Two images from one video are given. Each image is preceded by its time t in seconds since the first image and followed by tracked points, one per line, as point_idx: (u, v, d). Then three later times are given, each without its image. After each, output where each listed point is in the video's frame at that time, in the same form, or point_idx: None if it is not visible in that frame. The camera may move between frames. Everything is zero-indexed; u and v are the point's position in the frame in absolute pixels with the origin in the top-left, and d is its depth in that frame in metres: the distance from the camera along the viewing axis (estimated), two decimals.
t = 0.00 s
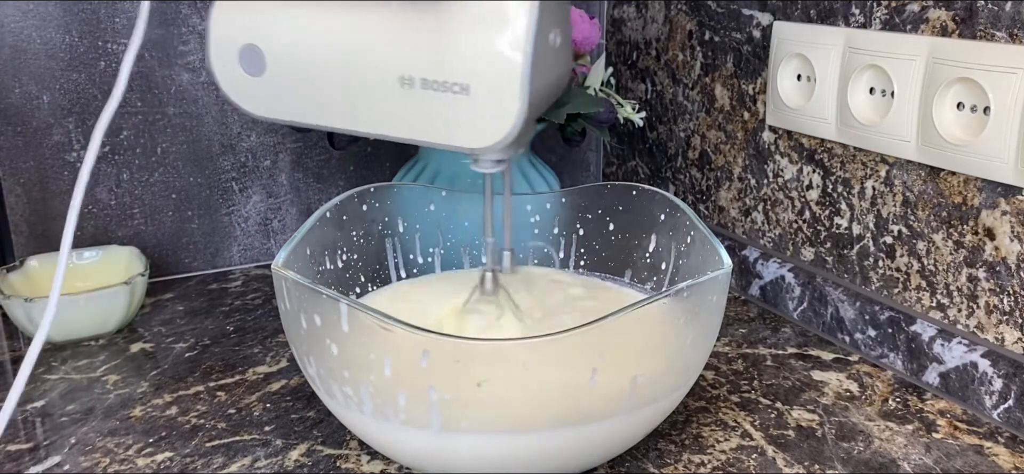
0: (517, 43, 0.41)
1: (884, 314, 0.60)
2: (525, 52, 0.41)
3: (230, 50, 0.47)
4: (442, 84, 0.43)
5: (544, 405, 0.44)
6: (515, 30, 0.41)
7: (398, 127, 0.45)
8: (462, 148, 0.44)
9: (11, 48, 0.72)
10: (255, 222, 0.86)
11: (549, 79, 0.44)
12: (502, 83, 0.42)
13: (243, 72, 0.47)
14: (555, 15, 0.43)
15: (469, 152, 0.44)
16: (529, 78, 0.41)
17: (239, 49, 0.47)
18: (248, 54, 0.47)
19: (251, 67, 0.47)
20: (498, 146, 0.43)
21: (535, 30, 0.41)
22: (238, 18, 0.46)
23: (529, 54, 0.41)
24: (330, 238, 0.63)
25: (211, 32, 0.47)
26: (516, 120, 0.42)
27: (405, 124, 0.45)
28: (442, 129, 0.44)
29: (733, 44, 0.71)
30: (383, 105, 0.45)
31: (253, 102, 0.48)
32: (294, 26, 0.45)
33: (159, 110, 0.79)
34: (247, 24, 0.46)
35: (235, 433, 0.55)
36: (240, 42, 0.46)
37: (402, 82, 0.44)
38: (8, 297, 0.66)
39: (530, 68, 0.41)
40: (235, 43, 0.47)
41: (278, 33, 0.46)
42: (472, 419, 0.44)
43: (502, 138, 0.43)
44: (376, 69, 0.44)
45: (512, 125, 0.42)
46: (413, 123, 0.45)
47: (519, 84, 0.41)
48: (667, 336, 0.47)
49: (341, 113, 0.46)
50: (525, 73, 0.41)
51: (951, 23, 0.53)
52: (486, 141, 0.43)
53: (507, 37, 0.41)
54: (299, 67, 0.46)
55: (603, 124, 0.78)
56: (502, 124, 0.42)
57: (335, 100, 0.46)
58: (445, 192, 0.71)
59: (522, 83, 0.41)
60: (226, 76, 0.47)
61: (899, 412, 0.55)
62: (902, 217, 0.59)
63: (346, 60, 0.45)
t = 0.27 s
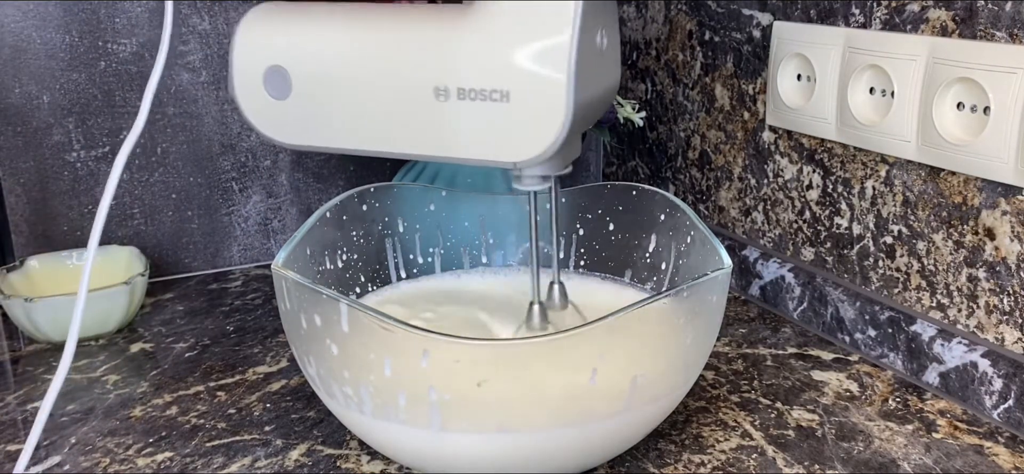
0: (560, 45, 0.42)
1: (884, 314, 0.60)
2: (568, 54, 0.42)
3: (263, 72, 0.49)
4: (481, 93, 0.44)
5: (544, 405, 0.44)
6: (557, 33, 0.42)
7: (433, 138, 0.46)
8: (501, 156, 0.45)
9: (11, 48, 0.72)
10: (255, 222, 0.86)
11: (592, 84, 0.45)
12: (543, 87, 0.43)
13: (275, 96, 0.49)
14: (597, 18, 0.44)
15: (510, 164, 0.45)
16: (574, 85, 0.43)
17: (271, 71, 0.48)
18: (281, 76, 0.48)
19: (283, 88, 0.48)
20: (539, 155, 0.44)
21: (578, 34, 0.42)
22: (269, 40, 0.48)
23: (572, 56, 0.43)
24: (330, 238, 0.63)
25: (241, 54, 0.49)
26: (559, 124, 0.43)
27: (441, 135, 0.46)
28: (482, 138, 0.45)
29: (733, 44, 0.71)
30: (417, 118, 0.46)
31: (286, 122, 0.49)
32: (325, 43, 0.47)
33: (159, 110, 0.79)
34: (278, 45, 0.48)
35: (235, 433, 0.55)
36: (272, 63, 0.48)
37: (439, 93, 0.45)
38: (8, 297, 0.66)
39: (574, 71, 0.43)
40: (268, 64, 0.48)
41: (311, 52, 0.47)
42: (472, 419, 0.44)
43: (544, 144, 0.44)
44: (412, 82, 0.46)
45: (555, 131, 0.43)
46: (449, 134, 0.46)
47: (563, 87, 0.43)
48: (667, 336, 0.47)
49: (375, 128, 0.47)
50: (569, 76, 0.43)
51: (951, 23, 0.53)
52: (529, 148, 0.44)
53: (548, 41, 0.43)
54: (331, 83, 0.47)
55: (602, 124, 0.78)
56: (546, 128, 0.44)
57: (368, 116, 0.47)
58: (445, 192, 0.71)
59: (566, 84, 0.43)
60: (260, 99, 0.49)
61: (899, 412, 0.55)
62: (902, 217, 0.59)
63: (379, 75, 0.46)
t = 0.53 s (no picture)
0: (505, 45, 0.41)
1: (884, 314, 0.60)
2: (512, 54, 0.40)
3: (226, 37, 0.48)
4: (424, 80, 0.43)
5: (544, 404, 0.44)
6: (504, 31, 0.41)
7: (372, 121, 0.45)
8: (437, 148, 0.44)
9: (11, 48, 0.72)
10: (255, 222, 0.86)
11: (542, 86, 0.43)
12: (484, 85, 0.41)
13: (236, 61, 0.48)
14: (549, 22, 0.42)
15: (447, 154, 0.44)
16: (513, 81, 0.41)
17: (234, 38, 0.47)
18: (242, 44, 0.47)
19: (245, 56, 0.47)
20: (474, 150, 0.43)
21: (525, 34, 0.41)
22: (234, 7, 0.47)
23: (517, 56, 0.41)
24: (330, 239, 0.63)
25: (210, 18, 0.48)
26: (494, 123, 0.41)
27: (380, 119, 0.45)
28: (418, 127, 0.44)
29: (733, 44, 0.71)
30: (361, 99, 0.45)
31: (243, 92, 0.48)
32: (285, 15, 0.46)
33: (159, 110, 0.79)
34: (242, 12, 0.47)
35: (235, 433, 0.55)
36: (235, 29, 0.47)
37: (384, 76, 0.44)
38: (8, 296, 0.66)
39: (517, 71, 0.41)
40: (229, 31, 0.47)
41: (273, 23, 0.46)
42: (472, 418, 0.44)
43: (479, 141, 0.42)
44: (360, 63, 0.44)
45: (490, 129, 0.42)
46: (388, 119, 0.44)
47: (502, 86, 0.41)
48: (666, 336, 0.47)
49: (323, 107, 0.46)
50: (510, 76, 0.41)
51: (951, 23, 0.53)
52: (462, 142, 0.43)
53: (494, 39, 0.41)
54: (286, 57, 0.46)
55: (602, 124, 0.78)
56: (481, 126, 0.42)
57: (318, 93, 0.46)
58: (445, 192, 0.71)
59: (506, 85, 0.41)
60: (220, 65, 0.48)
61: (899, 412, 0.55)
62: (902, 217, 0.59)
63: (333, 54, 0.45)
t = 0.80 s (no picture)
0: (563, 45, 0.42)
1: (884, 314, 0.60)
2: (571, 52, 0.42)
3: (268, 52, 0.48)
4: (483, 86, 0.44)
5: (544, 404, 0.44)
6: (562, 31, 0.42)
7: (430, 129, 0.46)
8: (500, 151, 0.45)
9: (11, 48, 0.72)
10: (255, 222, 0.86)
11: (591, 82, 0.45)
12: (545, 86, 0.43)
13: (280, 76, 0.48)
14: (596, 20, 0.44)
15: (510, 155, 0.45)
16: (572, 81, 0.43)
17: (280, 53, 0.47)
18: (286, 58, 0.47)
19: (290, 70, 0.47)
20: (536, 151, 0.44)
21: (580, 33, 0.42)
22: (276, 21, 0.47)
23: (575, 55, 0.42)
24: (330, 239, 0.63)
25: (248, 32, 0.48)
26: (558, 122, 0.43)
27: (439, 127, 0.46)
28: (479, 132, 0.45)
29: (733, 44, 0.71)
30: (417, 108, 0.46)
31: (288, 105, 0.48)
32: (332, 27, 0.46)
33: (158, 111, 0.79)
34: (284, 27, 0.47)
35: (235, 433, 0.55)
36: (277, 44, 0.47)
37: (441, 85, 0.45)
38: (8, 296, 0.66)
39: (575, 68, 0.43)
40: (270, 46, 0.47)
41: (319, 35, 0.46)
42: (472, 418, 0.44)
43: (541, 140, 0.44)
44: (416, 72, 0.45)
45: (553, 129, 0.43)
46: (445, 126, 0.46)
47: (564, 85, 0.42)
48: (666, 336, 0.47)
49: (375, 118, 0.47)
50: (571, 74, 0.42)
51: (951, 23, 0.53)
52: (526, 143, 0.44)
53: (551, 40, 0.42)
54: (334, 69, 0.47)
55: (603, 124, 0.78)
56: (545, 125, 0.43)
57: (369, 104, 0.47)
58: (445, 192, 0.71)
59: (568, 83, 0.43)
60: (264, 79, 0.48)
61: (899, 412, 0.55)
62: (902, 217, 0.59)
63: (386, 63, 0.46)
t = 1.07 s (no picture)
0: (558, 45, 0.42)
1: (884, 314, 0.60)
2: (568, 52, 0.42)
3: (240, 73, 0.46)
4: (474, 91, 0.44)
5: (544, 404, 0.44)
6: (554, 31, 0.42)
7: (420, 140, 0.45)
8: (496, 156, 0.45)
9: (11, 48, 0.72)
10: (255, 222, 0.86)
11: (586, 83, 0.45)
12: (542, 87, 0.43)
13: (252, 99, 0.47)
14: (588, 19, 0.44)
15: (506, 162, 0.45)
16: (569, 80, 0.43)
17: (246, 75, 0.46)
18: (261, 79, 0.46)
19: (265, 92, 0.46)
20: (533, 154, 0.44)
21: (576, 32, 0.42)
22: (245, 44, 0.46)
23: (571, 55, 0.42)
24: (330, 239, 0.63)
25: (215, 56, 0.46)
26: (557, 123, 0.43)
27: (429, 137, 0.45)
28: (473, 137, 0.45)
29: (733, 44, 0.71)
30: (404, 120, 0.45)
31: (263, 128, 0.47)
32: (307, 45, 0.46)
33: (158, 110, 0.79)
34: (253, 48, 0.46)
35: (235, 433, 0.55)
36: (248, 66, 0.46)
37: (428, 92, 0.44)
38: (8, 296, 0.66)
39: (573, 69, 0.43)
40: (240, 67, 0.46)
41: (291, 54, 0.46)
42: (472, 418, 0.44)
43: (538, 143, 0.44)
44: (400, 84, 0.45)
45: (551, 131, 0.44)
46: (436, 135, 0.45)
47: (562, 85, 0.43)
48: (666, 336, 0.47)
49: (360, 133, 0.46)
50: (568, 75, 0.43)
51: (951, 23, 0.53)
52: (524, 145, 0.44)
53: (543, 42, 0.42)
54: (313, 87, 0.46)
55: (603, 124, 0.78)
56: (544, 127, 0.43)
57: (352, 120, 0.46)
58: (445, 192, 0.71)
59: (566, 84, 0.43)
60: (236, 104, 0.47)
61: (899, 412, 0.55)
62: (902, 217, 0.59)
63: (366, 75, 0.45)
